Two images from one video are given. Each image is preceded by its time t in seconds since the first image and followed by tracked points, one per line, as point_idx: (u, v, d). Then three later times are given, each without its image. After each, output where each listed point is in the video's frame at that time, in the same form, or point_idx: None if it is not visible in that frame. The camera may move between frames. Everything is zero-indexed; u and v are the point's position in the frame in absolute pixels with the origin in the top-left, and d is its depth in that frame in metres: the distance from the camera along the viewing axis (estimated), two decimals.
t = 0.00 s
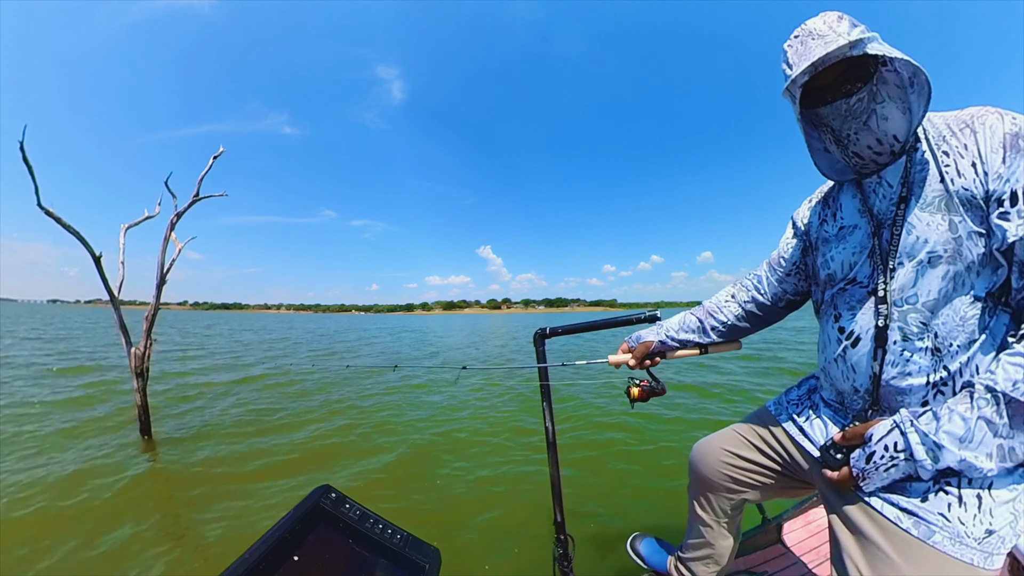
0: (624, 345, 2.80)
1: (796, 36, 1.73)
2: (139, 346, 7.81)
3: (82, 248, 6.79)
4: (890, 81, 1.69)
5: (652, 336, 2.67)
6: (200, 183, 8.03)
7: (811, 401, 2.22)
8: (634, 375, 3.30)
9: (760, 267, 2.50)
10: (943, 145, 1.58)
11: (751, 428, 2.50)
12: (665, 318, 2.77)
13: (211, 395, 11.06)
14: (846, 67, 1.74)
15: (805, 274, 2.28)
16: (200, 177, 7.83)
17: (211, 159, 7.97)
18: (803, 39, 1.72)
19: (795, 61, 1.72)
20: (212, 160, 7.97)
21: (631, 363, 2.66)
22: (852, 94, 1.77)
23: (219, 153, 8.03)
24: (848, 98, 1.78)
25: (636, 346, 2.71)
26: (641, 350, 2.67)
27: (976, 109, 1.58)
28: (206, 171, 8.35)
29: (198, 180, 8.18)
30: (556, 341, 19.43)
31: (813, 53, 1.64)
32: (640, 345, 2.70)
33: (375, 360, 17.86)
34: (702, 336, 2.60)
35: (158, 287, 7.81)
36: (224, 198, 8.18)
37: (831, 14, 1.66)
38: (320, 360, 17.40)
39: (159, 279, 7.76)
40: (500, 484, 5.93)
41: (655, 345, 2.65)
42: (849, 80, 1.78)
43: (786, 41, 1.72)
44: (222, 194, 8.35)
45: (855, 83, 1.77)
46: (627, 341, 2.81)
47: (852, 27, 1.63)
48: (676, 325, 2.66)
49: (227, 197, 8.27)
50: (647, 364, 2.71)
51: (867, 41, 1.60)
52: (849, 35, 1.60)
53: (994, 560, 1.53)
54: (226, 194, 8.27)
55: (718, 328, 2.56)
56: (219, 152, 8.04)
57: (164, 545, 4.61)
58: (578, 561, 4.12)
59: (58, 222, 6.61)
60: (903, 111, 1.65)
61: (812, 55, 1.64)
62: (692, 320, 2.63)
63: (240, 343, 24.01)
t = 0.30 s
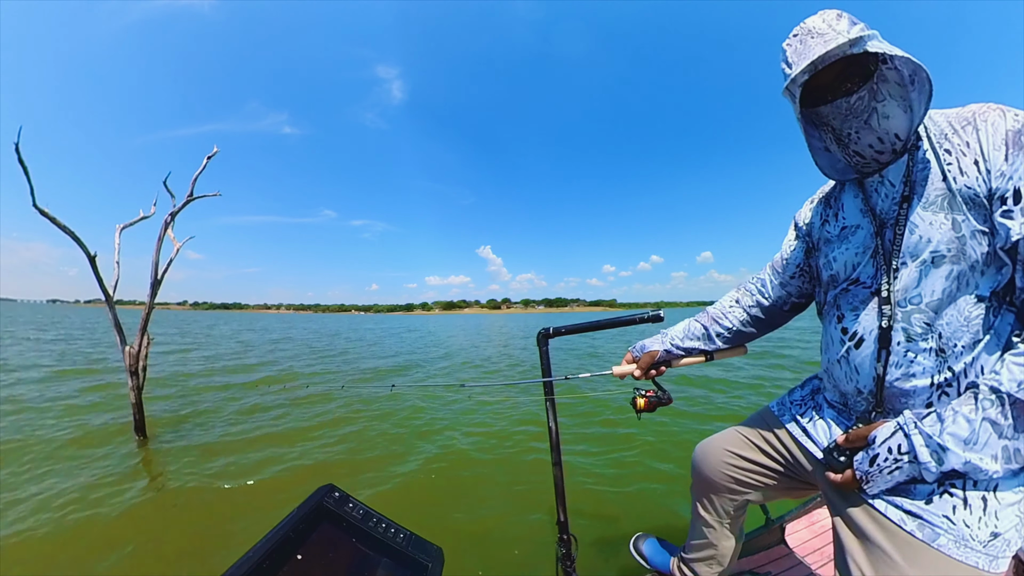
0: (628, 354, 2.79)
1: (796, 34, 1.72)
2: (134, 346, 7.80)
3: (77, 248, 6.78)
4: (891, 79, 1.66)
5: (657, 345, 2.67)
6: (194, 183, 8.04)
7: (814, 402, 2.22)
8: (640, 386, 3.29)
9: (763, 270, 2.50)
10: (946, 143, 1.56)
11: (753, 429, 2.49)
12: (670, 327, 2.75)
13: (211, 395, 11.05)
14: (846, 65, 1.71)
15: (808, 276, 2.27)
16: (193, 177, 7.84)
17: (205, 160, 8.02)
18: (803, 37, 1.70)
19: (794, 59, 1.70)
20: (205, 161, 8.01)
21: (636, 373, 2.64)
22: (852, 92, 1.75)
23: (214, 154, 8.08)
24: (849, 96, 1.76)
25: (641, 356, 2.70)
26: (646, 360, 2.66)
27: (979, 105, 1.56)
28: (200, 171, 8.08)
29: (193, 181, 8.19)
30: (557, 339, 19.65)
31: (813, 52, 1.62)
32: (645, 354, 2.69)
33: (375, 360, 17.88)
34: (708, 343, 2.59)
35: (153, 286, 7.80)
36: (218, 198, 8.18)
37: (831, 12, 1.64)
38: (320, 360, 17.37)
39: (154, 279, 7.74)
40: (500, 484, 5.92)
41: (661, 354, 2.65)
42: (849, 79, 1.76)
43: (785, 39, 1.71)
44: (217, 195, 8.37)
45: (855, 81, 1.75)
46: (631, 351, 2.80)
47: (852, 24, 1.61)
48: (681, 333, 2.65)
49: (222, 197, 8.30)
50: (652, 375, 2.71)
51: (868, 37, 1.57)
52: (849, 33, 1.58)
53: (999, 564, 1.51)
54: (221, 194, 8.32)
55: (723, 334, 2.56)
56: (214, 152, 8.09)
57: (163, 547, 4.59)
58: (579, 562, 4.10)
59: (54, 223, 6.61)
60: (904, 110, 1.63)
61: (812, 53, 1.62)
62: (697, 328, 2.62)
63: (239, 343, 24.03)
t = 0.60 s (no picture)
0: (625, 341, 2.78)
1: (796, 32, 1.67)
2: (131, 347, 7.78)
3: (74, 250, 6.77)
4: (895, 77, 1.59)
5: (656, 337, 2.65)
6: (191, 185, 8.00)
7: (818, 407, 2.09)
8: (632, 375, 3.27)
9: (766, 271, 2.49)
10: (952, 144, 1.50)
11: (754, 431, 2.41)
12: (671, 321, 2.74)
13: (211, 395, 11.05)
14: (849, 63, 1.65)
15: (812, 279, 2.26)
16: (189, 179, 7.82)
17: (201, 161, 8.00)
18: (804, 36, 1.66)
19: (795, 58, 1.66)
20: (202, 162, 7.99)
21: (631, 360, 2.63)
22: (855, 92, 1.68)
23: (210, 155, 8.08)
24: (852, 96, 1.69)
25: (638, 345, 2.68)
26: (643, 350, 2.64)
27: (986, 104, 1.50)
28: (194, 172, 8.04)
29: (189, 182, 8.16)
30: (558, 339, 19.74)
31: (814, 50, 1.59)
32: (644, 344, 2.67)
33: (374, 360, 17.89)
34: (708, 340, 2.57)
35: (148, 288, 7.79)
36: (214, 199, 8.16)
37: (834, 9, 1.61)
38: (320, 360, 17.37)
39: (149, 281, 7.74)
40: (498, 484, 5.89)
41: (659, 347, 2.63)
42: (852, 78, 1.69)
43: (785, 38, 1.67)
44: (213, 197, 8.36)
45: (858, 80, 1.68)
46: (628, 339, 2.79)
47: (855, 21, 1.56)
48: (682, 328, 2.63)
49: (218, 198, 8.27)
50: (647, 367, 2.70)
51: (870, 36, 1.51)
52: (853, 31, 1.52)
53: None
54: (217, 196, 8.29)
55: (724, 333, 2.53)
56: (211, 153, 8.09)
57: (157, 545, 4.57)
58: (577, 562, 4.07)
59: (50, 225, 6.59)
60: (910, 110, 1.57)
61: (812, 52, 1.59)
62: (699, 324, 2.60)
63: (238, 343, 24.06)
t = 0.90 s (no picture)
0: (629, 346, 2.78)
1: (800, 30, 1.66)
2: (126, 349, 7.74)
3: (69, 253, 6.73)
4: (902, 75, 1.56)
5: (660, 340, 2.65)
6: (186, 187, 8.00)
7: (822, 410, 2.03)
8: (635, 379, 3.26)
9: (770, 273, 2.48)
10: (960, 145, 1.47)
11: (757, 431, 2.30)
12: (674, 324, 2.74)
13: (210, 395, 11.04)
14: (854, 62, 1.63)
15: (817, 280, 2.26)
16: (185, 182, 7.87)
17: (198, 164, 8.17)
18: (808, 33, 1.64)
19: (799, 56, 1.64)
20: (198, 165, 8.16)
21: (634, 365, 2.63)
22: (861, 91, 1.66)
23: (204, 159, 8.26)
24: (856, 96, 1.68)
25: (642, 349, 2.68)
26: (647, 354, 2.64)
27: (996, 104, 1.48)
28: (193, 174, 8.33)
29: (186, 185, 8.18)
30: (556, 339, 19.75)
31: (819, 47, 1.56)
32: (646, 349, 2.67)
33: (372, 360, 17.88)
34: (712, 343, 2.57)
35: (144, 290, 7.79)
36: (208, 202, 8.27)
37: (838, 6, 1.60)
38: (319, 360, 17.35)
39: (146, 283, 7.74)
40: (497, 485, 5.87)
41: (662, 350, 2.63)
42: (858, 76, 1.67)
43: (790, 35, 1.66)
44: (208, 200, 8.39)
45: (863, 79, 1.65)
46: (632, 343, 2.78)
47: (860, 18, 1.54)
48: (686, 331, 2.63)
49: (212, 201, 8.38)
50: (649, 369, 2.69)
51: (875, 33, 1.50)
52: (858, 26, 1.52)
53: None
54: (211, 199, 8.45)
55: (729, 335, 2.53)
56: (204, 157, 8.29)
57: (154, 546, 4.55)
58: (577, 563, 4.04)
59: (44, 227, 6.56)
60: (917, 109, 1.53)
61: (817, 49, 1.56)
62: (703, 327, 2.60)
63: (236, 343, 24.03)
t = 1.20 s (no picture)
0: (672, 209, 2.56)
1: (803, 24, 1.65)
2: (121, 347, 7.71)
3: (63, 253, 6.67)
4: (888, 68, 1.52)
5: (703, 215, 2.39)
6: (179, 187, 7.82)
7: (829, 408, 1.99)
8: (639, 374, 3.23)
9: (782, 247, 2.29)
10: (965, 137, 1.43)
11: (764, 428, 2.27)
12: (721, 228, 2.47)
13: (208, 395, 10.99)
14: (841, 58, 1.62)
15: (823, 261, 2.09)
16: (177, 182, 7.49)
17: (191, 164, 7.53)
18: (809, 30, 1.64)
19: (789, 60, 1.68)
20: (192, 165, 7.54)
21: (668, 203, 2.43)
22: (843, 85, 1.68)
23: (200, 158, 7.60)
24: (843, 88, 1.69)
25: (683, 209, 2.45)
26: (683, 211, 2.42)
27: (1004, 95, 1.43)
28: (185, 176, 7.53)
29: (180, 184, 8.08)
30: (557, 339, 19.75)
31: (795, 53, 1.61)
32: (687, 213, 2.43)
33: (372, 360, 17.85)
34: (739, 258, 2.31)
35: (138, 290, 7.74)
36: (202, 201, 7.91)
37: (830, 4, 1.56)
38: (319, 360, 17.30)
39: (140, 283, 7.67)
40: (497, 484, 5.83)
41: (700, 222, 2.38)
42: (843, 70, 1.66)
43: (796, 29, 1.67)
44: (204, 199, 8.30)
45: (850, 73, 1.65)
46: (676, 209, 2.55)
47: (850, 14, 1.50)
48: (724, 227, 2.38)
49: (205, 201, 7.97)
50: (671, 229, 2.46)
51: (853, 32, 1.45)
52: (832, 29, 1.49)
53: None
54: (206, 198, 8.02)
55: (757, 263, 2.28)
56: (200, 156, 7.62)
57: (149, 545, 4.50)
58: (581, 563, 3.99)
59: (39, 227, 6.49)
60: (900, 100, 1.53)
61: (793, 55, 1.62)
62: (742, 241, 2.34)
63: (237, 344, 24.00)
